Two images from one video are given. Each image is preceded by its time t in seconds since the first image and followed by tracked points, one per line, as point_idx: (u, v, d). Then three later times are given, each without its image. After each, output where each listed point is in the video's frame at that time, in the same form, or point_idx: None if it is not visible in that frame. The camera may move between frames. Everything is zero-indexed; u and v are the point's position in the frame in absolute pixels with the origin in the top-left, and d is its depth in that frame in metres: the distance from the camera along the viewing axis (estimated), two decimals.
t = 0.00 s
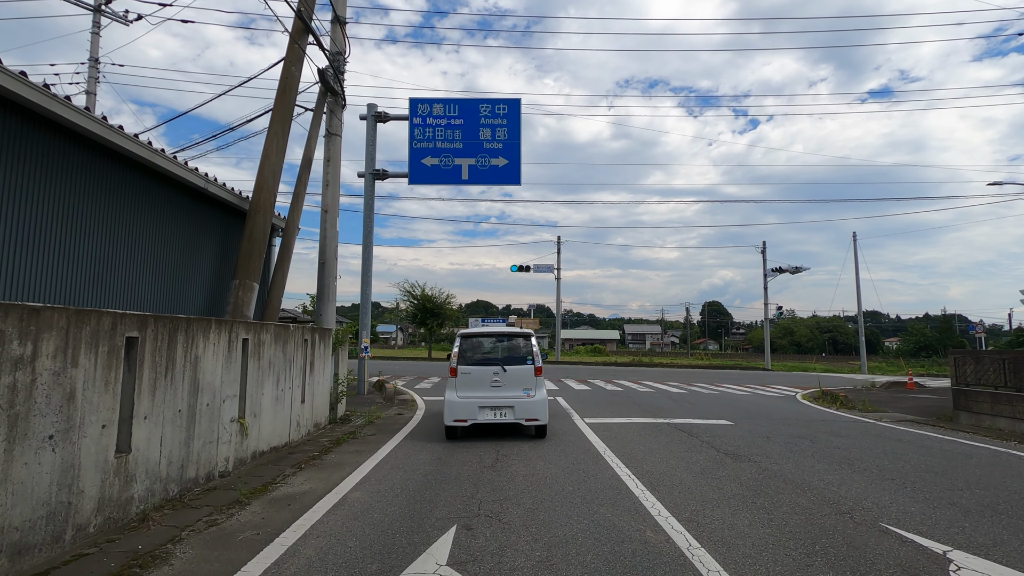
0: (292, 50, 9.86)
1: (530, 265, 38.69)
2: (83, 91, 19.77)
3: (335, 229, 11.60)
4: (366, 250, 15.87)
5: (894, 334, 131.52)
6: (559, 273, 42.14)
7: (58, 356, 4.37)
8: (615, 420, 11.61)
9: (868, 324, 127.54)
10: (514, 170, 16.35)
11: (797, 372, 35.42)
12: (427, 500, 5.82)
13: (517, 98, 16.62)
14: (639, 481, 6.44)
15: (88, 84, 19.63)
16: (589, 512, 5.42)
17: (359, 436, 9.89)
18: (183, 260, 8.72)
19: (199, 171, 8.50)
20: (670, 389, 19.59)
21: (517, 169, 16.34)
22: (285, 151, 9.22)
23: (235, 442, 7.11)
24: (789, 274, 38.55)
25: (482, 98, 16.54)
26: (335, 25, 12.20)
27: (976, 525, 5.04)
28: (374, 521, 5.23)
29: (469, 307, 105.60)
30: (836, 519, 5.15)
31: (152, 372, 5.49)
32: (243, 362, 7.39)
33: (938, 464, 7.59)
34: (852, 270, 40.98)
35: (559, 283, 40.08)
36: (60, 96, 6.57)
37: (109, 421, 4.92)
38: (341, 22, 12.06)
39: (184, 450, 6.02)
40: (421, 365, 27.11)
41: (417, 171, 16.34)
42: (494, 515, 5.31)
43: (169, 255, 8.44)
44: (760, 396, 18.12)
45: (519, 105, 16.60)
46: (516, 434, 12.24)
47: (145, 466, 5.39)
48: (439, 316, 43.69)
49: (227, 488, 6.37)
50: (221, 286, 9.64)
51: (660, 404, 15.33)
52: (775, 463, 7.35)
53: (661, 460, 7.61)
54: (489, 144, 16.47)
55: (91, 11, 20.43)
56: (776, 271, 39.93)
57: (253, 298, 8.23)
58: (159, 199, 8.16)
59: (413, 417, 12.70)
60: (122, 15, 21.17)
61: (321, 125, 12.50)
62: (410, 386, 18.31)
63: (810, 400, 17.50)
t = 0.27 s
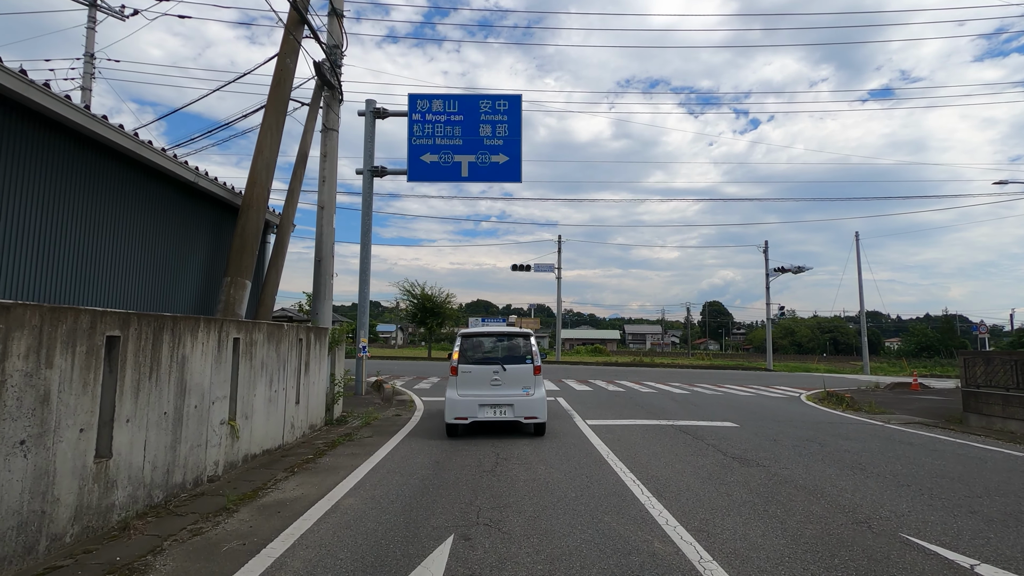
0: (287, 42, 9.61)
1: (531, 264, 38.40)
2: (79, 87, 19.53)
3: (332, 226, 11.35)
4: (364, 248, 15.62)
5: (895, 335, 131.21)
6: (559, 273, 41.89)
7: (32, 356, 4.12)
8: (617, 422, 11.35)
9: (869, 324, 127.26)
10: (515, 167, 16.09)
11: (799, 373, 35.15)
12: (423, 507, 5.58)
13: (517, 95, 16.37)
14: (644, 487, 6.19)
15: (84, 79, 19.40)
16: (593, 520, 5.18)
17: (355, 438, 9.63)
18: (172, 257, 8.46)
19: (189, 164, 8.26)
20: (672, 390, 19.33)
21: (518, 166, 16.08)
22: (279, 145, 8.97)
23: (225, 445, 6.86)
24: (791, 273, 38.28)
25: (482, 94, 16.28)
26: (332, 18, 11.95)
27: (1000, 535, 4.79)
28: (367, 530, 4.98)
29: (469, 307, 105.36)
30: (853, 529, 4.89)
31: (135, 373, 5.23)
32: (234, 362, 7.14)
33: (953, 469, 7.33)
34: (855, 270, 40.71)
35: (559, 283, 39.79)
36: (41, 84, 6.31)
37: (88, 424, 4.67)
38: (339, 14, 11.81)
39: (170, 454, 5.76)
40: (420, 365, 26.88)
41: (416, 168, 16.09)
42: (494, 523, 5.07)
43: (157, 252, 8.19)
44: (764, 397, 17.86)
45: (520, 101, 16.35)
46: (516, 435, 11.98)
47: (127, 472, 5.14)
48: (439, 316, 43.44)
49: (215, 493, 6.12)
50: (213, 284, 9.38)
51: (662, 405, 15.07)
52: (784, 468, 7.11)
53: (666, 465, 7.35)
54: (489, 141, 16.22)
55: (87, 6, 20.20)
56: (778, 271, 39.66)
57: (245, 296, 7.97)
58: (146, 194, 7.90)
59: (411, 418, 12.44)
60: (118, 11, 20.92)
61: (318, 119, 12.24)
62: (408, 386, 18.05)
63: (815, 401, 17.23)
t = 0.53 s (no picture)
0: (281, 37, 9.37)
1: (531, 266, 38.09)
2: (73, 87, 19.28)
3: (328, 226, 11.11)
4: (362, 249, 15.37)
5: (896, 336, 130.93)
6: (559, 275, 41.64)
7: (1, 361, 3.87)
8: (620, 426, 11.09)
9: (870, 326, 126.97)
10: (514, 167, 15.86)
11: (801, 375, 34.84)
12: (420, 518, 5.33)
13: (517, 93, 16.15)
14: (650, 496, 5.93)
15: (78, 79, 19.16)
16: (598, 531, 4.93)
17: (351, 444, 9.37)
18: (163, 258, 8.20)
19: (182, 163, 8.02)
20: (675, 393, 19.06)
21: (517, 165, 15.84)
22: (272, 143, 8.72)
23: (214, 452, 6.60)
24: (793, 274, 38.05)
25: (482, 93, 16.05)
26: (328, 14, 11.72)
27: None
28: (359, 544, 4.71)
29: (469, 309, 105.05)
30: (873, 542, 4.62)
31: (116, 378, 4.98)
32: (223, 366, 6.88)
33: (969, 476, 7.06)
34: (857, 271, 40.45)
35: (560, 284, 39.49)
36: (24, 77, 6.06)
37: (64, 433, 4.41)
38: (335, 10, 11.57)
39: (154, 462, 5.50)
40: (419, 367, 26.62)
41: (415, 168, 15.85)
42: (493, 536, 4.81)
43: (147, 252, 7.92)
44: (768, 400, 17.60)
45: (520, 99, 16.12)
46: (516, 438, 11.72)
47: (107, 482, 4.88)
48: (438, 318, 43.18)
49: (202, 503, 5.86)
50: (205, 286, 9.12)
51: (665, 408, 14.82)
52: (795, 474, 6.86)
53: (671, 471, 7.09)
54: (489, 140, 15.98)
55: (81, 5, 19.96)
56: (779, 272, 39.43)
57: (236, 297, 7.72)
58: (136, 193, 7.64)
59: (408, 421, 12.17)
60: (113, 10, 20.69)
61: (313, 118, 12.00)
62: (406, 390, 17.77)
63: (819, 404, 16.97)
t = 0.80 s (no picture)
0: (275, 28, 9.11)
1: (531, 265, 37.79)
2: (67, 84, 19.02)
3: (325, 224, 10.86)
4: (359, 248, 15.11)
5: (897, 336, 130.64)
6: (560, 274, 41.36)
7: None
8: (623, 428, 10.83)
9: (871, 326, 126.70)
10: (515, 164, 15.60)
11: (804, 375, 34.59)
12: (416, 528, 5.07)
13: (518, 89, 15.88)
14: (657, 505, 5.68)
15: (72, 75, 18.91)
16: (604, 543, 4.67)
17: (346, 447, 9.11)
18: (151, 255, 7.93)
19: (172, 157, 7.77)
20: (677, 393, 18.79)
21: (518, 162, 15.59)
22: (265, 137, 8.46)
23: (202, 457, 6.34)
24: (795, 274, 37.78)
25: (481, 89, 15.79)
26: (325, 7, 11.46)
27: None
28: (351, 555, 4.45)
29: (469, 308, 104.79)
30: (895, 554, 4.36)
31: (94, 380, 4.71)
32: (212, 367, 6.62)
33: (988, 481, 6.79)
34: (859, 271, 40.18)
35: (560, 284, 39.23)
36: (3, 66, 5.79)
37: (36, 439, 4.15)
38: (331, 3, 11.31)
39: (137, 468, 5.24)
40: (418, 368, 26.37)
41: (413, 165, 15.59)
42: (493, 547, 4.56)
43: (134, 249, 7.66)
44: (772, 401, 17.34)
45: (520, 95, 15.86)
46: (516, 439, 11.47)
47: (84, 490, 4.62)
48: (438, 317, 42.91)
49: (188, 511, 5.59)
50: (195, 284, 8.85)
51: (668, 409, 14.56)
52: (807, 480, 6.61)
53: (677, 476, 6.83)
54: (488, 137, 15.72)
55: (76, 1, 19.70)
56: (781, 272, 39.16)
57: (227, 296, 7.47)
58: (123, 188, 7.38)
59: (407, 423, 11.90)
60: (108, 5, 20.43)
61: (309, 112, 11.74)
62: (405, 390, 17.51)
63: (824, 405, 16.70)
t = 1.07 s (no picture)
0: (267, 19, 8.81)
1: (531, 265, 37.49)
2: (61, 81, 18.75)
3: (320, 221, 10.59)
4: (357, 246, 14.83)
5: (898, 336, 130.32)
6: (560, 274, 41.07)
7: None
8: (626, 430, 10.54)
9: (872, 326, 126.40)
10: (515, 160, 15.32)
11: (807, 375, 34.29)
12: (412, 538, 4.80)
13: (518, 84, 15.61)
14: (665, 513, 5.42)
15: (66, 72, 18.66)
16: (612, 555, 4.39)
17: (341, 450, 8.83)
18: (137, 252, 7.65)
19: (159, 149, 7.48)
20: (681, 394, 18.51)
21: (518, 159, 15.31)
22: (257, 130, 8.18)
23: (188, 462, 6.06)
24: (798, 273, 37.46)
25: (481, 85, 15.51)
26: None
27: None
28: (342, 569, 4.18)
29: (469, 308, 104.50)
30: (922, 568, 4.08)
31: (69, 383, 4.43)
32: (199, 368, 6.34)
33: (1009, 487, 6.51)
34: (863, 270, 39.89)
35: (561, 284, 38.94)
36: None
37: (2, 446, 3.87)
38: None
39: (117, 475, 4.96)
40: (418, 369, 26.09)
41: (412, 162, 15.32)
42: (492, 560, 4.28)
43: (120, 246, 7.37)
44: (777, 401, 17.06)
45: (521, 91, 15.58)
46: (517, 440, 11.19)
47: (57, 500, 4.34)
48: (438, 317, 42.64)
49: (171, 520, 5.31)
50: (184, 282, 8.56)
51: (671, 410, 14.28)
52: (821, 486, 6.33)
53: (685, 482, 6.54)
54: (488, 133, 15.44)
55: None
56: (784, 272, 38.87)
57: (216, 294, 7.18)
58: (107, 182, 7.09)
59: (405, 425, 11.63)
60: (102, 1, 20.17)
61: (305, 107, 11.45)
62: (404, 391, 17.23)
63: (830, 406, 16.42)
